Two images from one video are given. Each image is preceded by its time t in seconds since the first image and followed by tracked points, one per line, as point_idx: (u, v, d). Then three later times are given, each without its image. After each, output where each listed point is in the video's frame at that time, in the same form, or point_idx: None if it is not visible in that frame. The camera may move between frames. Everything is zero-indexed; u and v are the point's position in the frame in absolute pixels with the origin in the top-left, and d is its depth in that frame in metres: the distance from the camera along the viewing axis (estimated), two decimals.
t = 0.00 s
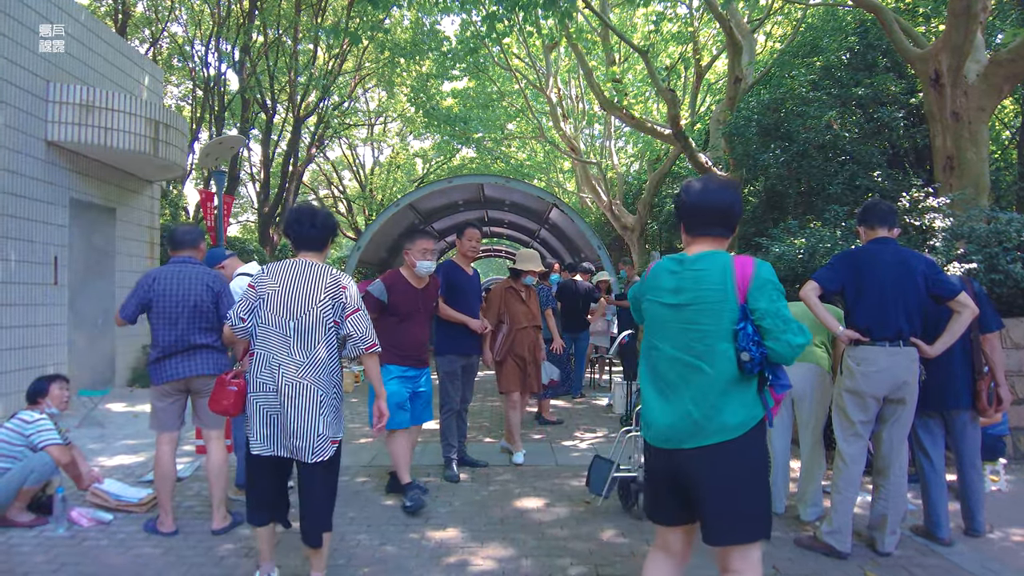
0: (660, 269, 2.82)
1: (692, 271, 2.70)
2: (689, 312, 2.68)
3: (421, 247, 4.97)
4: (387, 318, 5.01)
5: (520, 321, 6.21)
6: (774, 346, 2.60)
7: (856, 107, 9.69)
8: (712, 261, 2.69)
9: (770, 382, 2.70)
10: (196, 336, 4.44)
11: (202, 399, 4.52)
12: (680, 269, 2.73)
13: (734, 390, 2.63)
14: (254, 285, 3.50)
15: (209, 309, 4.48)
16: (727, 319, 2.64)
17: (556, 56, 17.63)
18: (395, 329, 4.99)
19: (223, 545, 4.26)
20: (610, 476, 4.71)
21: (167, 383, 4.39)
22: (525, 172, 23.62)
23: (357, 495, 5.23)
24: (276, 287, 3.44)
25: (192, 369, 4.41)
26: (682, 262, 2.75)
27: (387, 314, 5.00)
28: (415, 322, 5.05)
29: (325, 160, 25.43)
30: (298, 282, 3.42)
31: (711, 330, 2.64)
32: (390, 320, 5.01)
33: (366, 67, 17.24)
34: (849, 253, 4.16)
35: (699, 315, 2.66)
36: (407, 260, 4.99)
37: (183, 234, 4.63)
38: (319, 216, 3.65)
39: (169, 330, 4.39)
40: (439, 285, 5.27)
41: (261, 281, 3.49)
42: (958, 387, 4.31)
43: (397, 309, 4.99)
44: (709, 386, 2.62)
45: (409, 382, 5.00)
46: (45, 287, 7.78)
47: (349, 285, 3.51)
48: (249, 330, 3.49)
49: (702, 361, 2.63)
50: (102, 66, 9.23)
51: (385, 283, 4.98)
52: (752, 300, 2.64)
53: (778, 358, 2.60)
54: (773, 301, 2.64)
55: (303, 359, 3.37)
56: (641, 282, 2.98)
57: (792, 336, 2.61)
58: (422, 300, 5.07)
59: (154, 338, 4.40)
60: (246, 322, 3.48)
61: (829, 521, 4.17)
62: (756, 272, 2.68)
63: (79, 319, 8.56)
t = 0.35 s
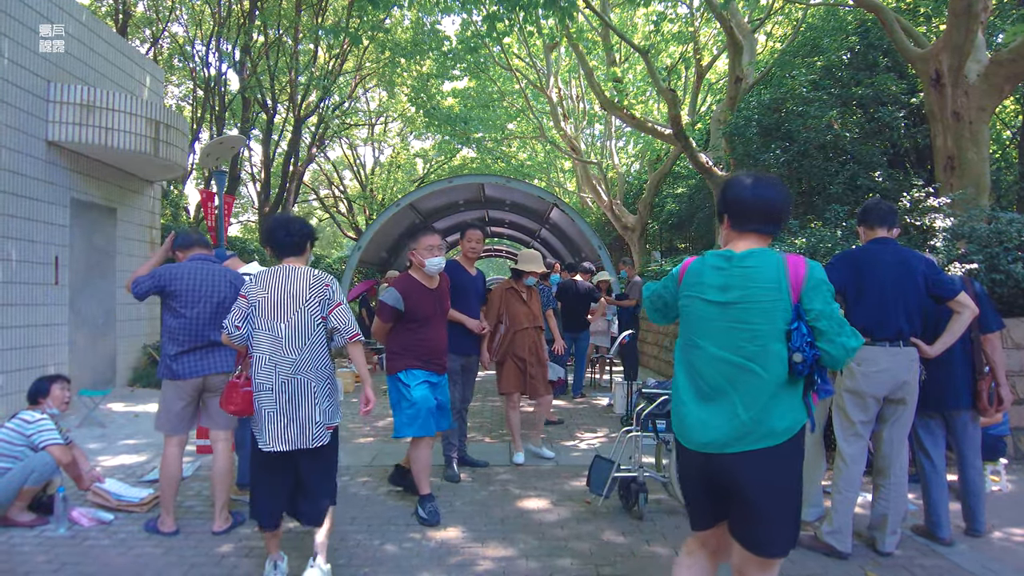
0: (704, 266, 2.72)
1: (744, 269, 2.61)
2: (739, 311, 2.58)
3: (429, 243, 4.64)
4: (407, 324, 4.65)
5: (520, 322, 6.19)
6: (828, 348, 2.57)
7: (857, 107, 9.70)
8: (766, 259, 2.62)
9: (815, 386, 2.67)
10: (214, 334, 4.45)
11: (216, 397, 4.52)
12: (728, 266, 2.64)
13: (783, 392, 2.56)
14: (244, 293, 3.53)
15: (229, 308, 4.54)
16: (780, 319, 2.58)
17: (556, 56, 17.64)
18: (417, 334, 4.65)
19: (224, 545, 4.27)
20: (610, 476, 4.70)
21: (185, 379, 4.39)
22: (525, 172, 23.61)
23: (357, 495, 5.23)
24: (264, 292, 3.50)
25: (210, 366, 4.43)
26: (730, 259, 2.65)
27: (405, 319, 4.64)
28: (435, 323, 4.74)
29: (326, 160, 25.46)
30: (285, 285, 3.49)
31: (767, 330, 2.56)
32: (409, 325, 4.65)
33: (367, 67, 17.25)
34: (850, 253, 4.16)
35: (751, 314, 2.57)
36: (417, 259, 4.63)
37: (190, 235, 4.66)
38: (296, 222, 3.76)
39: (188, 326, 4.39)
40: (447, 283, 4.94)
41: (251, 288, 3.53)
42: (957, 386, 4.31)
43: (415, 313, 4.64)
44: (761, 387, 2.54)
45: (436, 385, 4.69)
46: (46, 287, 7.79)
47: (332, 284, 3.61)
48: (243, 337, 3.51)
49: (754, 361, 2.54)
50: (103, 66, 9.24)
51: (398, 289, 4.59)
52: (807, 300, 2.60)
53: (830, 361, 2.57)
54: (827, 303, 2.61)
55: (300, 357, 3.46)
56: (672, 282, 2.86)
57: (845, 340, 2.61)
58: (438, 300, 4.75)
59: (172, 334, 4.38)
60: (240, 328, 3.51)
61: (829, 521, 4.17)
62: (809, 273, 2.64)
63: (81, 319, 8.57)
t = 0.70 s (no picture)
0: (706, 276, 2.77)
1: (740, 276, 2.63)
2: (741, 317, 2.62)
3: (439, 243, 4.59)
4: (414, 326, 4.62)
5: (523, 322, 6.18)
6: (832, 346, 2.54)
7: (858, 108, 9.71)
8: (763, 263, 2.63)
9: (826, 384, 2.65)
10: (226, 336, 4.47)
11: (226, 398, 4.51)
12: (727, 274, 2.68)
13: (795, 393, 2.57)
14: (257, 297, 3.91)
15: (242, 309, 4.55)
16: (783, 321, 2.58)
17: (557, 58, 17.66)
18: (424, 336, 4.62)
19: (225, 547, 4.28)
20: (609, 477, 4.71)
21: (201, 382, 4.40)
22: (526, 174, 23.63)
23: (358, 496, 5.24)
24: (277, 295, 3.88)
25: (224, 368, 4.46)
26: (729, 267, 2.69)
27: (412, 321, 4.60)
28: (443, 325, 4.70)
29: (327, 161, 25.50)
30: (296, 288, 3.86)
31: (768, 333, 2.57)
32: (416, 327, 4.63)
33: (368, 69, 17.28)
34: (850, 254, 4.16)
35: (751, 319, 2.59)
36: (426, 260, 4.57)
37: (197, 239, 4.66)
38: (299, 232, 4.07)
39: (203, 330, 4.40)
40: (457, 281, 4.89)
41: (263, 292, 3.91)
42: (958, 387, 4.31)
43: (422, 314, 4.60)
44: (770, 390, 2.56)
45: (441, 395, 4.68)
46: (47, 288, 7.80)
47: (337, 286, 3.96)
48: (256, 337, 3.89)
49: (760, 365, 2.57)
50: (105, 68, 9.26)
51: (406, 290, 4.55)
52: (807, 300, 2.57)
53: (837, 359, 2.54)
54: (829, 300, 2.57)
55: (304, 353, 3.80)
56: (680, 296, 2.93)
57: (850, 335, 2.55)
58: (446, 301, 4.70)
59: (188, 338, 4.40)
60: (254, 329, 3.89)
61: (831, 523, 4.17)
62: (808, 272, 2.62)
63: (82, 320, 8.58)
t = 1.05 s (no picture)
0: (702, 285, 2.88)
1: (731, 278, 2.75)
2: (735, 318, 2.71)
3: (457, 250, 4.56)
4: (423, 332, 4.60)
5: (525, 327, 6.19)
6: (824, 339, 2.62)
7: (858, 113, 9.73)
8: (753, 265, 2.75)
9: (825, 379, 2.71)
10: (228, 339, 4.48)
11: (227, 402, 4.51)
12: (720, 278, 2.79)
13: (794, 390, 2.62)
14: (294, 299, 4.45)
15: (240, 312, 4.56)
16: (775, 318, 2.66)
17: (557, 62, 17.71)
18: (433, 343, 4.57)
19: (225, 552, 4.28)
20: (610, 482, 4.73)
21: (203, 387, 4.40)
22: (527, 179, 23.67)
23: (359, 501, 5.23)
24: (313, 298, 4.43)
25: (226, 372, 4.46)
26: (722, 272, 2.81)
27: (421, 326, 4.59)
28: (453, 334, 4.63)
29: (328, 166, 25.55)
30: (328, 294, 4.42)
31: (762, 332, 2.64)
32: (424, 333, 4.60)
33: (369, 74, 17.34)
34: (850, 257, 4.15)
35: (746, 320, 2.67)
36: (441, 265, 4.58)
37: (194, 245, 4.69)
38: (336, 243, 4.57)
39: (204, 335, 4.41)
40: (478, 291, 4.82)
41: (300, 296, 4.46)
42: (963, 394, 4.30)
43: (431, 320, 4.57)
44: (768, 389, 2.60)
45: (446, 407, 4.58)
46: (48, 292, 7.81)
47: (365, 297, 4.51)
48: (291, 335, 4.42)
49: (758, 364, 2.62)
50: (107, 73, 9.28)
51: (415, 293, 4.57)
52: (796, 296, 2.67)
53: (830, 351, 2.62)
54: (817, 296, 2.68)
55: (332, 352, 4.33)
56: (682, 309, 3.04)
57: (840, 328, 2.64)
58: (460, 310, 4.64)
59: (189, 344, 4.40)
60: (289, 328, 4.43)
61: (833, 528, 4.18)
62: (796, 270, 2.72)
63: (83, 324, 8.60)
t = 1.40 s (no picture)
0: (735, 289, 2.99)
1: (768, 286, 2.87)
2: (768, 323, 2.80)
3: (509, 252, 4.49)
4: (460, 331, 4.54)
5: (526, 329, 6.19)
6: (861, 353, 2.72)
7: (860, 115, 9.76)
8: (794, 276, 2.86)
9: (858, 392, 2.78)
10: (224, 340, 4.49)
11: (224, 404, 4.51)
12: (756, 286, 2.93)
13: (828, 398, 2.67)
14: (308, 304, 4.77)
15: (234, 311, 4.57)
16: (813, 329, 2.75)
17: (559, 64, 17.73)
18: (469, 343, 4.51)
19: (226, 555, 4.28)
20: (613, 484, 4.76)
21: (199, 388, 4.40)
22: (528, 180, 23.70)
23: (361, 503, 5.24)
24: (326, 301, 4.75)
25: (222, 372, 4.46)
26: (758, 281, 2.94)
27: (459, 326, 4.52)
28: (491, 337, 4.57)
29: (329, 168, 25.57)
30: (339, 298, 4.71)
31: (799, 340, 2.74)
32: (461, 333, 4.53)
33: (370, 76, 17.37)
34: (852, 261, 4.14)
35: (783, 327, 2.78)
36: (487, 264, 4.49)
37: (185, 248, 4.68)
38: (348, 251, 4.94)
39: (199, 335, 4.42)
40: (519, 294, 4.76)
41: (313, 300, 4.78)
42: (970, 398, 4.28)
43: (470, 321, 4.51)
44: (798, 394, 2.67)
45: (477, 411, 4.51)
46: (49, 294, 7.80)
47: (374, 300, 4.79)
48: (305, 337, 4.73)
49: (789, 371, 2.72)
50: (109, 75, 9.30)
51: (456, 291, 4.49)
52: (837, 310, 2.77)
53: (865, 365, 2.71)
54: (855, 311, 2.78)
55: (344, 352, 4.62)
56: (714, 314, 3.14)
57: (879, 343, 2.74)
58: (500, 313, 4.57)
59: (185, 346, 4.41)
60: (304, 330, 4.75)
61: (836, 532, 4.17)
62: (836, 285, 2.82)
63: (84, 326, 8.60)
